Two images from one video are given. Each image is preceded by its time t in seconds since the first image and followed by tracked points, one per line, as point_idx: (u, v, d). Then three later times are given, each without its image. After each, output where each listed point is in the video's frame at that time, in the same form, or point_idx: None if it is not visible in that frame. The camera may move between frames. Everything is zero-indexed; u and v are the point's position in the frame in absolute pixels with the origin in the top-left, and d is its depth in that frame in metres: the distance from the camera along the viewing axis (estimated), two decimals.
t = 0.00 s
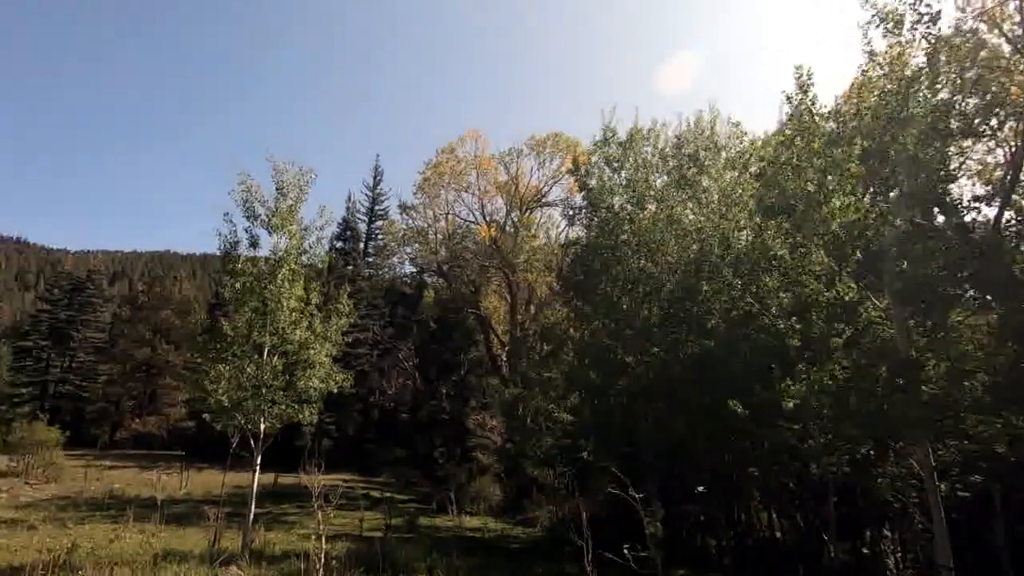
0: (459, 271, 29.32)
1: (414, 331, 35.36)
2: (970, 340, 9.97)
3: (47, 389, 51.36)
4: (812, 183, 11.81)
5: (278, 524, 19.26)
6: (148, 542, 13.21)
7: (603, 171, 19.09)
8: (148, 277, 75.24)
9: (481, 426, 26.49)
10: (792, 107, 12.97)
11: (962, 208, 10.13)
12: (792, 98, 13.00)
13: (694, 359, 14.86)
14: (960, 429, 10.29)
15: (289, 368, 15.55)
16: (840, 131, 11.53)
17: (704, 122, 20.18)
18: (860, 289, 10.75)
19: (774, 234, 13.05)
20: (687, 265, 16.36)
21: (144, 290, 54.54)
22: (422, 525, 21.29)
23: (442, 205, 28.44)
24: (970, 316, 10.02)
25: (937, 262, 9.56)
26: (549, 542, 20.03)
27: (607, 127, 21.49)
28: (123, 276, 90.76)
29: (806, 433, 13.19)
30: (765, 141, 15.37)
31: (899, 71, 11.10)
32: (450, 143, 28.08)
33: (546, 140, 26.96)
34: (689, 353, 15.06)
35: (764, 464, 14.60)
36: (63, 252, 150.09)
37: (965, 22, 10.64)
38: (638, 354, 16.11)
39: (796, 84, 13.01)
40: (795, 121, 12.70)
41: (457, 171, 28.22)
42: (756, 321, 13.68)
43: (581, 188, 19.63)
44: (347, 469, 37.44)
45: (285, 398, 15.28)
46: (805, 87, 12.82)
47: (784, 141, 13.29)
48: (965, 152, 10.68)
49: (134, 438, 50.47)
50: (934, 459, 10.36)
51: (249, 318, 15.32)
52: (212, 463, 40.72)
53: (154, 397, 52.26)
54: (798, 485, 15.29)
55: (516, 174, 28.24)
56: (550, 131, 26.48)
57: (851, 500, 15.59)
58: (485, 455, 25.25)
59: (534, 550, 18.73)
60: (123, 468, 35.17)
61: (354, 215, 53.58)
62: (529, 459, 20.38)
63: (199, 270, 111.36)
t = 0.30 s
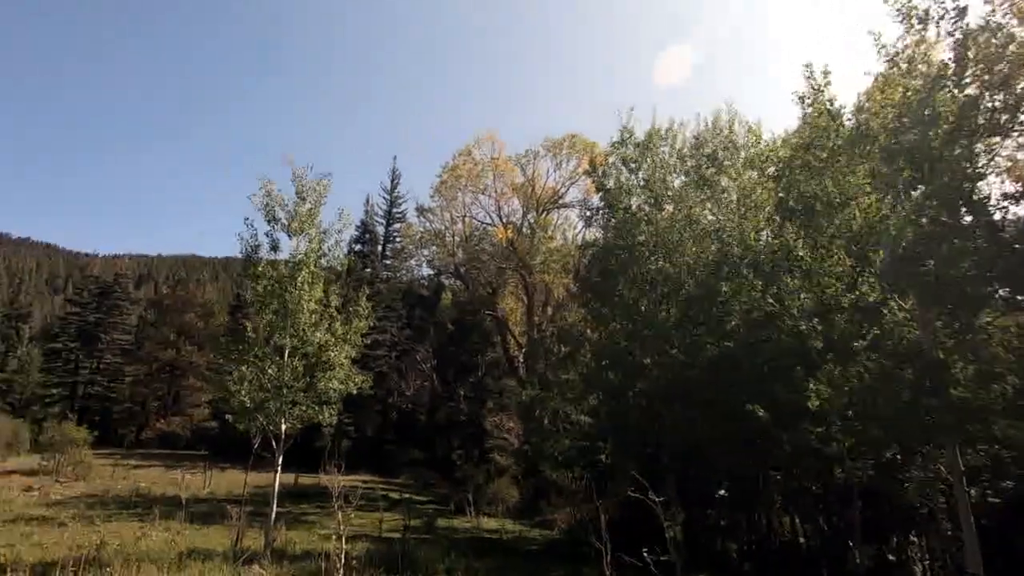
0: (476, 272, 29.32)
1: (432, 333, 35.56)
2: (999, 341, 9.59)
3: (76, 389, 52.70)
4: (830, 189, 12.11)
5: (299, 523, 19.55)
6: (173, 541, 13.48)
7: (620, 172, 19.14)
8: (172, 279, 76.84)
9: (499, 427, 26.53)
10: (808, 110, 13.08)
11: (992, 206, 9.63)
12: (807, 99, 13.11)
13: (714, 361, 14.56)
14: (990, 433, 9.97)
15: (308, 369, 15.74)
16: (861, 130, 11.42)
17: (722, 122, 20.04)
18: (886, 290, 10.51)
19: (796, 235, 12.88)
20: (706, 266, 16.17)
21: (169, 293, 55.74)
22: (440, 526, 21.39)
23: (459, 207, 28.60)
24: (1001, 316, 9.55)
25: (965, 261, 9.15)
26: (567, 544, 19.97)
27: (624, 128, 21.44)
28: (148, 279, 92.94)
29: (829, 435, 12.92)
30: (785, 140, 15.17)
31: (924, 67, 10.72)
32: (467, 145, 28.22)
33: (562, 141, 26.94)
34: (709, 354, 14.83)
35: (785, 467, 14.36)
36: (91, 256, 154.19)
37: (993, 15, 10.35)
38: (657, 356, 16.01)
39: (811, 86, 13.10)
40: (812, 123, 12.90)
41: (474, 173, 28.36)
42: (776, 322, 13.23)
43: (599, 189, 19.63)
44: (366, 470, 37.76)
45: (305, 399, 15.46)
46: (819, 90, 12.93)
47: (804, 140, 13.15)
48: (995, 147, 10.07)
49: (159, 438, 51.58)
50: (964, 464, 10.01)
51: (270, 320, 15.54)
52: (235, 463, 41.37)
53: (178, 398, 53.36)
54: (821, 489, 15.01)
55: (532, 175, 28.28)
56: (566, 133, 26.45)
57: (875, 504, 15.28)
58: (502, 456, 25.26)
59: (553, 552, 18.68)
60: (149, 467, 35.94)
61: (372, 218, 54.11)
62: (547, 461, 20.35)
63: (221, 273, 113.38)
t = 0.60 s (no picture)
0: (494, 274, 29.34)
1: (450, 334, 35.74)
2: None
3: (106, 389, 54.07)
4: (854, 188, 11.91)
5: (320, 523, 19.76)
6: (198, 538, 13.73)
7: (641, 172, 19.20)
8: (197, 283, 78.48)
9: (518, 429, 26.53)
10: (831, 110, 12.87)
11: None
12: (830, 98, 12.85)
13: (737, 365, 14.31)
14: None
15: (329, 371, 15.89)
16: (888, 128, 11.20)
17: (743, 122, 19.87)
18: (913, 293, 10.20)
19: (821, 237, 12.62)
20: (728, 267, 15.94)
21: (195, 297, 56.95)
22: (460, 527, 21.42)
23: (478, 210, 28.72)
24: None
25: (999, 262, 8.69)
26: (587, 548, 19.83)
27: (643, 129, 21.36)
28: (174, 283, 95.11)
29: (856, 440, 12.60)
30: (807, 140, 14.94)
31: (953, 62, 10.45)
32: (486, 148, 28.33)
33: (580, 143, 26.88)
34: (732, 357, 14.60)
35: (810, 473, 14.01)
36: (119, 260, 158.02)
37: None
38: (678, 359, 15.87)
39: (832, 83, 12.76)
40: (834, 121, 12.67)
41: (492, 176, 28.45)
42: (801, 324, 12.94)
43: (619, 189, 20.00)
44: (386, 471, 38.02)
45: (326, 399, 15.64)
46: (841, 88, 12.65)
47: (828, 139, 12.91)
48: None
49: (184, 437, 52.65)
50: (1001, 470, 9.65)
51: (292, 322, 15.75)
52: (257, 463, 41.99)
53: (203, 398, 54.46)
54: (848, 496, 14.60)
55: (550, 178, 28.29)
56: (585, 135, 26.38)
57: (904, 511, 14.90)
58: (521, 458, 25.24)
59: (573, 556, 18.57)
60: (175, 466, 36.66)
61: (391, 221, 54.61)
62: (566, 464, 20.27)
63: (244, 276, 115.49)
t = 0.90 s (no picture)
0: (510, 276, 29.32)
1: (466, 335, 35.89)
2: None
3: (129, 389, 55.05)
4: (876, 188, 11.76)
5: (339, 523, 19.93)
6: (221, 537, 13.92)
7: (656, 173, 19.91)
8: (217, 284, 79.74)
9: (534, 431, 26.51)
10: (854, 109, 12.68)
11: None
12: (853, 97, 12.66)
13: (756, 367, 14.03)
14: None
15: (348, 372, 16.03)
16: (913, 127, 10.99)
17: (761, 121, 19.70)
18: (941, 293, 9.92)
19: (844, 237, 12.38)
20: (748, 270, 15.57)
21: (215, 298, 57.86)
22: (477, 529, 21.46)
23: (494, 212, 28.80)
24: None
25: None
26: (605, 550, 19.72)
27: (659, 129, 21.26)
28: (194, 284, 96.70)
29: (880, 444, 12.34)
30: (828, 139, 14.74)
31: (984, 55, 10.00)
32: (501, 149, 28.39)
33: (596, 144, 26.79)
34: (750, 359, 14.26)
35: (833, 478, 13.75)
36: (141, 262, 161.14)
37: None
38: (697, 362, 15.74)
39: (856, 84, 12.61)
40: (858, 122, 12.55)
41: (509, 177, 28.50)
42: (822, 326, 12.88)
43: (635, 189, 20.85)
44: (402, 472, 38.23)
45: (346, 400, 15.76)
46: (866, 88, 12.49)
47: (852, 138, 12.66)
48: None
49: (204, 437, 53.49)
50: None
51: (312, 324, 15.93)
52: (276, 463, 42.50)
53: (223, 398, 55.27)
54: (871, 500, 14.24)
55: (566, 179, 28.29)
56: (600, 135, 26.31)
57: (930, 516, 14.58)
58: (537, 460, 25.22)
59: (591, 558, 18.51)
60: (196, 465, 37.20)
61: (407, 223, 54.96)
62: (584, 466, 20.23)
63: (262, 278, 117.03)
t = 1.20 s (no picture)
0: (527, 277, 29.29)
1: (483, 336, 35.99)
2: None
3: (152, 389, 56.06)
4: (901, 185, 11.47)
5: (358, 523, 20.11)
6: (243, 536, 14.12)
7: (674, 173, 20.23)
8: (237, 286, 80.99)
9: (551, 432, 26.48)
10: (878, 106, 12.45)
11: None
12: (880, 93, 12.35)
13: (776, 368, 13.84)
14: None
15: (367, 373, 16.13)
16: (940, 125, 10.75)
17: (781, 119, 19.50)
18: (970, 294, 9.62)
19: (868, 236, 12.20)
20: (767, 269, 15.46)
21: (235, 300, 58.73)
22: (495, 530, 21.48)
23: (510, 213, 28.83)
24: None
25: None
26: (624, 551, 19.59)
27: (677, 129, 21.15)
28: (215, 286, 98.26)
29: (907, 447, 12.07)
30: (851, 136, 14.48)
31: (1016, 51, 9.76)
32: (517, 151, 28.42)
33: (612, 144, 26.66)
34: (772, 361, 14.05)
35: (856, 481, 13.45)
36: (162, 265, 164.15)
37: None
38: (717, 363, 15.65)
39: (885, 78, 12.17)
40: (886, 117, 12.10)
41: (525, 178, 28.50)
42: (844, 327, 12.76)
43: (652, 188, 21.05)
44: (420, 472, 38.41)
45: (365, 401, 15.87)
46: (895, 82, 12.05)
47: (878, 136, 12.41)
48: None
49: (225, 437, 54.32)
50: None
51: (332, 325, 16.09)
52: (296, 463, 42.99)
53: (243, 399, 56.06)
54: (895, 505, 14.03)
55: (582, 179, 28.21)
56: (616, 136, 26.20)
57: (960, 522, 14.20)
58: (554, 461, 25.19)
59: (610, 559, 18.43)
60: (217, 465, 37.77)
61: (424, 224, 55.24)
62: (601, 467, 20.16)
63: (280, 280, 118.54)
